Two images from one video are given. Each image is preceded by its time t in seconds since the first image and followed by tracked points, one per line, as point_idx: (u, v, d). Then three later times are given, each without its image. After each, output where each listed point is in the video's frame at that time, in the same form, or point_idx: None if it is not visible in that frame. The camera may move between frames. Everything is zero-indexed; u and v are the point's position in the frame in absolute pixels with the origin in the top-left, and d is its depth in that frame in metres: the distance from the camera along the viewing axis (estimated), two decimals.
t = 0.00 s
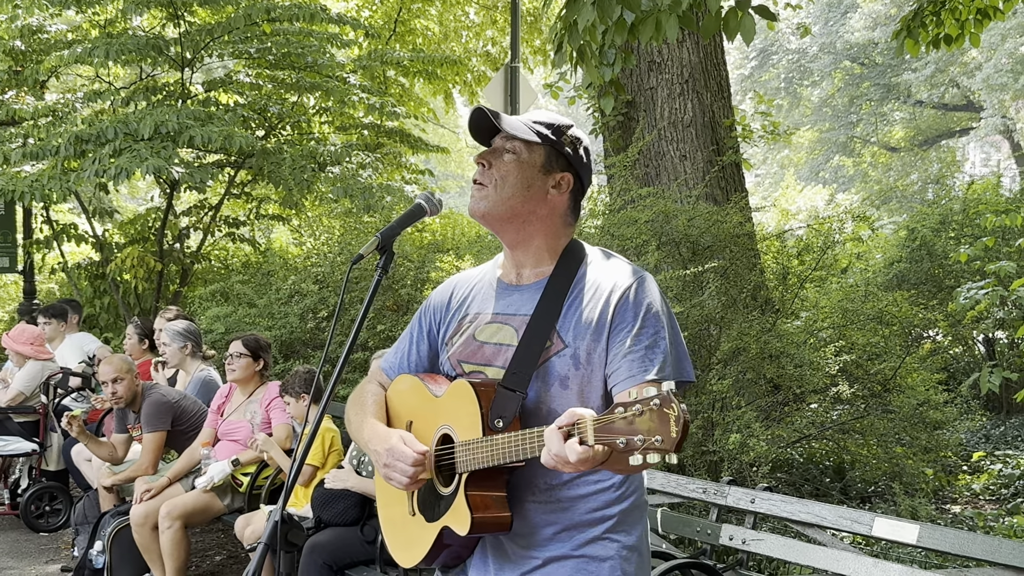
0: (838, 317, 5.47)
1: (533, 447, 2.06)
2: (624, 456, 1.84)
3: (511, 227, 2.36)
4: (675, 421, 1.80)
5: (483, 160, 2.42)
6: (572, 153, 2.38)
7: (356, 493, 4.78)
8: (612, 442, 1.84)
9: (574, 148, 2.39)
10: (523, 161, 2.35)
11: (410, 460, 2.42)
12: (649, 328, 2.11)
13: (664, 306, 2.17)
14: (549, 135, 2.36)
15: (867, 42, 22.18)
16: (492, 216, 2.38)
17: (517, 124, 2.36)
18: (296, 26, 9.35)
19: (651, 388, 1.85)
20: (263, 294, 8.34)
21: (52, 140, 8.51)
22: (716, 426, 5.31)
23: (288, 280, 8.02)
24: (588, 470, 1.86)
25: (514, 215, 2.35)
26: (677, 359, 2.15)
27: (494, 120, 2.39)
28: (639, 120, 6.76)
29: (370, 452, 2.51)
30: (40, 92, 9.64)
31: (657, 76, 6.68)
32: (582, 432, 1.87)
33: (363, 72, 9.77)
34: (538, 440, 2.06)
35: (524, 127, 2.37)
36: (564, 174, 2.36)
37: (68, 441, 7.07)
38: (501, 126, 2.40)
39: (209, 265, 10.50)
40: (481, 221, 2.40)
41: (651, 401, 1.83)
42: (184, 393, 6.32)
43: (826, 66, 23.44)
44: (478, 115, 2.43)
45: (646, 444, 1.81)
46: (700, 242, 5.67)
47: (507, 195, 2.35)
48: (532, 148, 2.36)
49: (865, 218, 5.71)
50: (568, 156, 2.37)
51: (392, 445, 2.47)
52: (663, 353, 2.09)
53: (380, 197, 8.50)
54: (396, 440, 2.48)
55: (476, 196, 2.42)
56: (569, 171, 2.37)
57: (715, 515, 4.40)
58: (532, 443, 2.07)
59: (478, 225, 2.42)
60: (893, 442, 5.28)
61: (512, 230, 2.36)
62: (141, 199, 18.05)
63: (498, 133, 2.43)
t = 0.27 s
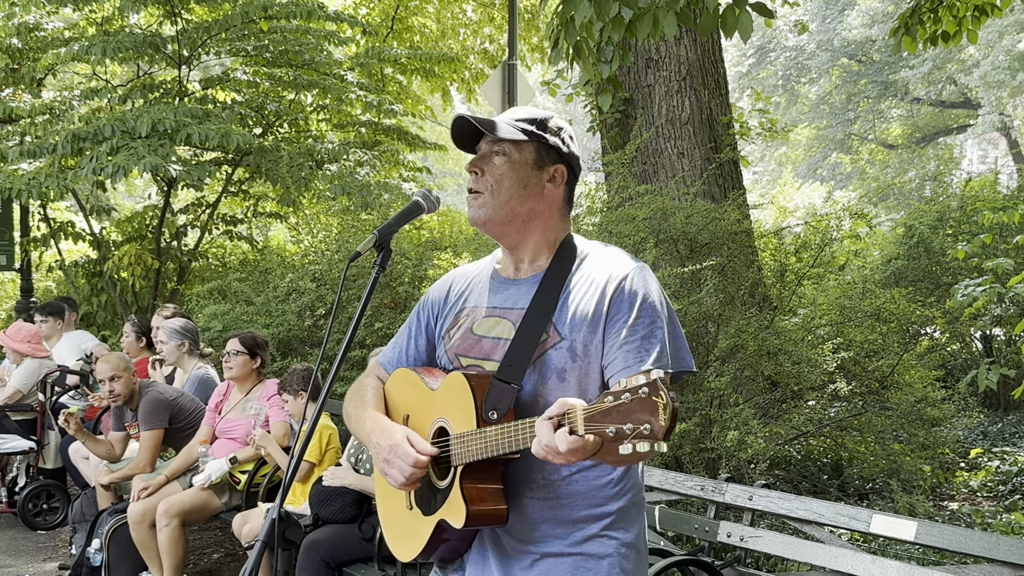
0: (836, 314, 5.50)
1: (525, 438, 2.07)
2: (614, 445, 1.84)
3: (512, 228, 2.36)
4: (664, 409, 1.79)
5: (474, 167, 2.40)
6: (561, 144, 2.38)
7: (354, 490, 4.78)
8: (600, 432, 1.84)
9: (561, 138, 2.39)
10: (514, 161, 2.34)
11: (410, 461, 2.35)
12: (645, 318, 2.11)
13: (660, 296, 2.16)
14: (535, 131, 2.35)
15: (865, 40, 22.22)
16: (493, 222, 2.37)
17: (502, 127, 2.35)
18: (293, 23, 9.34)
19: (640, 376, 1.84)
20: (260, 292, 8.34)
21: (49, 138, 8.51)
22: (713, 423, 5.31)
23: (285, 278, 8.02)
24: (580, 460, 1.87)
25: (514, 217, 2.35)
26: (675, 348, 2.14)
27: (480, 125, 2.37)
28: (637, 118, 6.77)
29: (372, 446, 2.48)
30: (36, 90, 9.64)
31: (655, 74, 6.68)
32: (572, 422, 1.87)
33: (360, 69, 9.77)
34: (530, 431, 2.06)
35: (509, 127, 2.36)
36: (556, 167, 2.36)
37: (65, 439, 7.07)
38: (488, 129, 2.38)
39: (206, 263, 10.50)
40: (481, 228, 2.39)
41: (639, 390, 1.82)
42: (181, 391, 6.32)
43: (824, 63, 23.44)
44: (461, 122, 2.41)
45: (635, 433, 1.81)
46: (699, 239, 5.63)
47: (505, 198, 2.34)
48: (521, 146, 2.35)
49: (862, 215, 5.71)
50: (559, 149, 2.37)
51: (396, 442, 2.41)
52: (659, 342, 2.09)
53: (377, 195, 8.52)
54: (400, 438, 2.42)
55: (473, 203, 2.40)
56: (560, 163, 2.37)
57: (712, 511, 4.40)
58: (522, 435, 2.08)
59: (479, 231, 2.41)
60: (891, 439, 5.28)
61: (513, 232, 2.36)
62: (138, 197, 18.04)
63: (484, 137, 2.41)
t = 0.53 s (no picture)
0: (834, 310, 5.45)
1: (517, 425, 2.07)
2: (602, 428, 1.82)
3: (517, 235, 2.33)
4: (651, 389, 1.79)
5: (466, 185, 2.35)
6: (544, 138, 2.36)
7: (352, 487, 4.78)
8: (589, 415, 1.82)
9: (541, 131, 2.37)
10: (506, 168, 2.31)
11: (411, 469, 2.34)
12: (640, 307, 2.10)
13: (656, 286, 2.15)
14: (517, 133, 2.32)
15: (862, 37, 22.26)
16: (498, 236, 2.33)
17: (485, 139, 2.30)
18: (290, 20, 9.34)
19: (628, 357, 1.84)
20: (258, 289, 8.33)
21: (46, 135, 8.50)
22: (712, 419, 5.31)
23: (283, 275, 8.01)
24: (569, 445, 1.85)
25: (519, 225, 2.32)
26: (672, 338, 2.13)
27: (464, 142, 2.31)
28: (635, 114, 6.76)
29: (374, 449, 2.49)
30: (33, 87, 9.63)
31: (652, 70, 6.66)
32: (561, 406, 1.86)
33: (358, 66, 9.76)
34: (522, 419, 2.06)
35: (491, 136, 2.32)
36: (544, 163, 2.34)
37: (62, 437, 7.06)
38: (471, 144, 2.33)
39: (204, 260, 10.49)
40: (486, 242, 2.36)
41: (626, 370, 1.81)
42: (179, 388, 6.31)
43: (821, 60, 23.44)
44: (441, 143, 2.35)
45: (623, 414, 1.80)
46: (697, 236, 5.63)
47: (506, 208, 2.31)
48: (507, 151, 2.32)
49: (860, 212, 5.72)
50: (546, 145, 2.34)
51: (396, 448, 2.40)
52: (656, 332, 2.08)
53: (375, 191, 8.51)
54: (400, 443, 2.41)
55: (473, 220, 2.36)
56: (548, 157, 2.36)
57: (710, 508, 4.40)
58: (515, 422, 2.07)
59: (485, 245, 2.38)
60: (889, 435, 5.28)
61: (519, 239, 2.34)
62: (135, 193, 18.02)
63: (465, 152, 2.36)
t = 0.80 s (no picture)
0: (832, 306, 5.48)
1: (515, 422, 2.07)
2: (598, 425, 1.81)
3: (520, 237, 2.33)
4: (646, 384, 1.78)
5: (467, 194, 2.34)
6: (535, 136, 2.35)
7: (350, 484, 4.78)
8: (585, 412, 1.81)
9: (530, 129, 2.35)
10: (502, 172, 2.30)
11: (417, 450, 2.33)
12: (640, 306, 2.09)
13: (656, 285, 2.14)
14: (506, 136, 2.30)
15: (860, 33, 22.25)
16: (502, 240, 2.33)
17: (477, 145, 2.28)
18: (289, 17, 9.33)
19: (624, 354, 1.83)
20: (256, 286, 8.33)
21: (44, 132, 8.49)
22: (710, 416, 5.31)
23: (281, 272, 8.00)
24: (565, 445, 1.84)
25: (522, 227, 2.32)
26: (672, 337, 2.12)
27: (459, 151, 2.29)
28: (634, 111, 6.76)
29: (379, 440, 2.47)
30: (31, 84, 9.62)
31: (651, 67, 6.66)
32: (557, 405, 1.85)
33: (356, 63, 9.75)
34: (518, 416, 2.06)
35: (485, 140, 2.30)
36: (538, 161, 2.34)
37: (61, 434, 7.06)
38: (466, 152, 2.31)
39: (202, 257, 10.49)
40: (491, 247, 2.36)
41: (622, 366, 1.81)
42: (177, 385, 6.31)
43: (819, 56, 23.42)
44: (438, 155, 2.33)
45: (618, 410, 1.79)
46: (695, 233, 5.62)
47: (509, 211, 2.31)
48: (502, 155, 2.30)
49: (858, 208, 5.72)
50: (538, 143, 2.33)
51: (402, 433, 2.40)
52: (656, 330, 2.07)
53: (374, 187, 8.49)
54: (406, 429, 2.41)
55: (475, 227, 2.35)
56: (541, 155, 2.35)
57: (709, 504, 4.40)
58: (513, 419, 2.07)
59: (489, 249, 2.38)
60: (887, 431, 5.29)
61: (522, 240, 2.34)
62: (134, 190, 18.02)
63: (460, 163, 2.34)
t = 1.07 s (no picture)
0: (831, 302, 5.49)
1: (514, 420, 2.06)
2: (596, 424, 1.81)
3: (509, 223, 2.33)
4: (643, 384, 1.78)
5: (463, 167, 2.36)
6: (544, 129, 2.36)
7: (349, 480, 4.78)
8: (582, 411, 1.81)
9: (541, 122, 2.37)
10: (502, 154, 2.31)
11: (406, 454, 2.37)
12: (639, 306, 2.09)
13: (655, 285, 2.14)
14: (516, 121, 2.32)
15: (859, 29, 22.23)
16: (490, 222, 2.33)
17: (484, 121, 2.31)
18: (286, 12, 9.31)
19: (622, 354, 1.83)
20: (255, 282, 8.33)
21: (42, 128, 8.48)
22: (709, 411, 5.31)
23: (280, 268, 8.00)
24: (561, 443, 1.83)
25: (511, 211, 2.32)
26: (669, 337, 2.12)
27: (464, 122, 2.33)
28: (632, 106, 6.76)
29: (372, 440, 2.50)
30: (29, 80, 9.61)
31: (649, 62, 6.66)
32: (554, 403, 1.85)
33: (354, 59, 9.72)
34: (517, 413, 2.05)
35: (493, 120, 2.33)
36: (543, 154, 2.34)
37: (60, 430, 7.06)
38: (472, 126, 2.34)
39: (201, 253, 10.49)
40: (479, 228, 2.36)
41: (620, 365, 1.80)
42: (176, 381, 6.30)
43: (818, 52, 23.41)
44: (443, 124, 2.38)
45: (616, 410, 1.78)
46: (694, 228, 5.63)
47: (499, 193, 2.31)
48: (506, 138, 2.32)
49: (857, 203, 5.72)
50: (545, 135, 2.34)
51: (391, 435, 2.43)
52: (654, 330, 2.07)
53: (372, 183, 8.48)
54: (395, 431, 2.44)
55: (467, 204, 2.36)
56: (547, 149, 2.35)
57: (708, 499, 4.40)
58: (512, 417, 2.07)
59: (477, 231, 2.38)
60: (886, 426, 5.29)
61: (511, 227, 2.33)
62: (133, 187, 18.01)
63: (467, 135, 2.37)
